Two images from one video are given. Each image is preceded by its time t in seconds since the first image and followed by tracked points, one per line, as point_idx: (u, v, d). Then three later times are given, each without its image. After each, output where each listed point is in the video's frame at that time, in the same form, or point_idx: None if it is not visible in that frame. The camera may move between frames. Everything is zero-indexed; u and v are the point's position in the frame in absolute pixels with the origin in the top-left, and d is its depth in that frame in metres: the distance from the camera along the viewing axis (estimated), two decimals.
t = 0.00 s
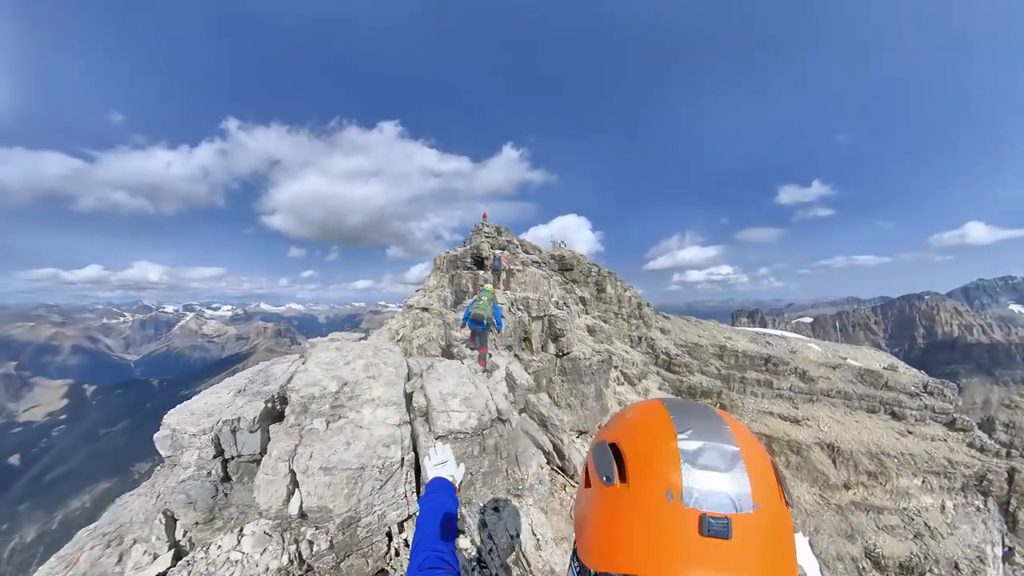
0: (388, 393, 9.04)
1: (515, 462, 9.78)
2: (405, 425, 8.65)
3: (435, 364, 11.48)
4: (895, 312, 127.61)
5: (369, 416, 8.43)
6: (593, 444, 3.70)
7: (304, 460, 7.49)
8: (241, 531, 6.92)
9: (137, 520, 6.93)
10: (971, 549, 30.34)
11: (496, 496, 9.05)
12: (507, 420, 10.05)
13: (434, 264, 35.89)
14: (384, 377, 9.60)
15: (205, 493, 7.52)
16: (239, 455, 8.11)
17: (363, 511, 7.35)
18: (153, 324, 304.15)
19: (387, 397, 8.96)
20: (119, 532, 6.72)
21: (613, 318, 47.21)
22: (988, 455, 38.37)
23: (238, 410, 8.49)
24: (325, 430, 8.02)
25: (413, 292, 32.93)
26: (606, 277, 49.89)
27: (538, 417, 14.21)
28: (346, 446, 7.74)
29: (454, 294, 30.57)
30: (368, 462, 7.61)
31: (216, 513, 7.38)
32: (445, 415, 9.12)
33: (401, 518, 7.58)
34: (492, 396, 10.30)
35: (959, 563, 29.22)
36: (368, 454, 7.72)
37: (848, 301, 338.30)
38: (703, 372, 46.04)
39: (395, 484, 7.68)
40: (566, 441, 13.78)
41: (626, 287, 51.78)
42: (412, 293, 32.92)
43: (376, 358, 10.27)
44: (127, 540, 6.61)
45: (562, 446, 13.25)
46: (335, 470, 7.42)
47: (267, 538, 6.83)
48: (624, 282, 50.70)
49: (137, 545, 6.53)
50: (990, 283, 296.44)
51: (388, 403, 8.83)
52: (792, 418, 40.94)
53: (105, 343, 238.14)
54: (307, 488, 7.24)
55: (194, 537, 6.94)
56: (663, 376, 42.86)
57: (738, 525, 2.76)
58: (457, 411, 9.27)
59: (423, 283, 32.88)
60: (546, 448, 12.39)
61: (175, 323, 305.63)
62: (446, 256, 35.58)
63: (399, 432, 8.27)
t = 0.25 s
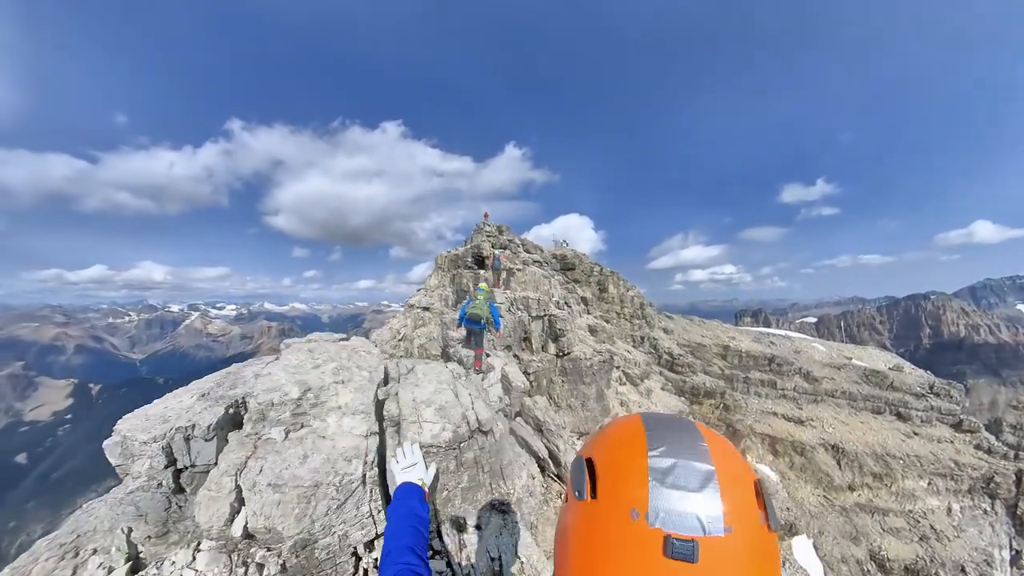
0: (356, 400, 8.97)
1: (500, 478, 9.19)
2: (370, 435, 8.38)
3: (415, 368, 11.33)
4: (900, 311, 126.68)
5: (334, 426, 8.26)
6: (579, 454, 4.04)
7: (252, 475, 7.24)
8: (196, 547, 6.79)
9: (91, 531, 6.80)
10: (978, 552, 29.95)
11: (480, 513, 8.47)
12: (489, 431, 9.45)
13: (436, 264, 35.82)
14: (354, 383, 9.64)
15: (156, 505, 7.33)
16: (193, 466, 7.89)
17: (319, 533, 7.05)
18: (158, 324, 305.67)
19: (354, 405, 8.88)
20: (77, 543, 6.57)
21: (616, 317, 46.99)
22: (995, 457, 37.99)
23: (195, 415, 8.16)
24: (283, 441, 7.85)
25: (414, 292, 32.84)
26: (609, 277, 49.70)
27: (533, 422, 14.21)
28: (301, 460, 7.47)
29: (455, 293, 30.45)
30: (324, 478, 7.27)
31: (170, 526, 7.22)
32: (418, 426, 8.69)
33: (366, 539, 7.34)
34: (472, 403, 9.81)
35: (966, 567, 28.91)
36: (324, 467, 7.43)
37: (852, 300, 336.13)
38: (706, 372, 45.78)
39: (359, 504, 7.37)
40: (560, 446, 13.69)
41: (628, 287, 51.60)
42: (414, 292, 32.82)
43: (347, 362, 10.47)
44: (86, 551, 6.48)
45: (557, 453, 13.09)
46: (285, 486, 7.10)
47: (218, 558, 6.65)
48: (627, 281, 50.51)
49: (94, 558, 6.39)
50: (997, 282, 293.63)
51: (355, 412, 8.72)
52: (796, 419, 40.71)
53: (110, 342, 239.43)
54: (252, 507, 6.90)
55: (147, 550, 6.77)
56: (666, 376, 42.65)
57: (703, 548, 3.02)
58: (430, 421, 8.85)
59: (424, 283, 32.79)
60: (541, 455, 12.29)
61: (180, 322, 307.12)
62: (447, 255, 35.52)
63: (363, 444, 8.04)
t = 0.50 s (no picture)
0: (329, 388, 7.97)
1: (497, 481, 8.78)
2: (341, 429, 7.44)
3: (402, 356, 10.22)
4: (907, 310, 125.65)
5: (302, 418, 7.41)
6: (585, 439, 3.92)
7: (189, 473, 6.30)
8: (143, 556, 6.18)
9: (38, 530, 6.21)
10: (988, 555, 29.48)
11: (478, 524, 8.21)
12: (483, 429, 8.86)
13: (438, 263, 35.77)
14: (330, 369, 8.53)
15: (98, 505, 6.70)
16: (141, 458, 7.16)
17: (274, 544, 6.36)
18: (164, 325, 308.47)
19: (326, 393, 7.89)
20: (28, 544, 5.97)
21: (619, 316, 46.75)
22: (1006, 458, 37.42)
23: (148, 402, 7.51)
24: (239, 433, 6.98)
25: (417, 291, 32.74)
26: (612, 275, 49.43)
27: (535, 421, 14.03)
28: (255, 456, 6.59)
29: (458, 292, 30.31)
30: (279, 479, 6.43)
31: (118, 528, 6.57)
32: (398, 417, 7.83)
33: (336, 551, 6.74)
34: (461, 395, 9.02)
35: (976, 570, 28.42)
36: (283, 464, 6.60)
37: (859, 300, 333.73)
38: (711, 371, 45.45)
39: (324, 512, 6.68)
40: (564, 445, 13.50)
41: (632, 286, 51.32)
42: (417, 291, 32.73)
43: (326, 346, 9.27)
44: (35, 553, 5.86)
45: (560, 453, 12.85)
46: (232, 485, 6.23)
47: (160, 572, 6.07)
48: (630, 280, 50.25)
49: (42, 560, 5.77)
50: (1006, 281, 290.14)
51: (327, 401, 7.77)
52: (802, 419, 40.36)
53: (117, 343, 241.70)
54: (189, 510, 5.99)
55: (91, 556, 6.13)
56: (671, 376, 42.40)
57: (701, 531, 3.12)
58: (412, 411, 7.99)
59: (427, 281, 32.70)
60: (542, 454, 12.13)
61: (186, 323, 309.65)
62: (450, 254, 35.44)
63: (332, 438, 7.22)
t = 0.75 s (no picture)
0: (282, 394, 6.88)
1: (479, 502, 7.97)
2: (296, 443, 6.49)
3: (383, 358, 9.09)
4: (914, 310, 124.50)
5: (249, 428, 6.46)
6: (550, 446, 4.76)
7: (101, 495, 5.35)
8: None
9: None
10: (996, 558, 29.02)
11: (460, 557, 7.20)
12: (465, 442, 8.07)
13: (440, 263, 35.76)
14: (289, 371, 7.44)
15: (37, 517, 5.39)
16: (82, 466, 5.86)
17: None
18: (171, 324, 310.87)
19: (279, 399, 6.83)
20: None
21: (622, 316, 46.58)
22: (1014, 460, 36.93)
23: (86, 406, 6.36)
24: (173, 445, 6.02)
25: (419, 290, 32.71)
26: (615, 275, 49.23)
27: (534, 425, 14.04)
28: (182, 474, 5.56)
29: (459, 292, 30.23)
30: (203, 504, 5.36)
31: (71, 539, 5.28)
32: (360, 429, 6.85)
33: None
34: (439, 403, 7.99)
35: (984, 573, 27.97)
36: (215, 484, 5.59)
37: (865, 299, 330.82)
38: (714, 371, 45.19)
39: (265, 543, 5.72)
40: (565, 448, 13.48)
41: (635, 285, 51.07)
42: (419, 291, 32.69)
43: (291, 346, 8.19)
44: None
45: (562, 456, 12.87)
46: (146, 510, 5.23)
47: None
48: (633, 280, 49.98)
49: None
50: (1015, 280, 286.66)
51: (280, 407, 6.75)
52: (806, 419, 40.11)
53: (124, 343, 243.77)
54: (93, 540, 5.05)
55: None
56: (674, 376, 42.23)
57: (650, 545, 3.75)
58: (377, 422, 6.98)
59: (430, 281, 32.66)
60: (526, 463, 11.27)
61: (192, 323, 311.80)
62: (452, 254, 35.43)
63: (281, 451, 6.24)
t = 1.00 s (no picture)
0: (241, 409, 6.59)
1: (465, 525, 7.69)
2: (253, 466, 6.24)
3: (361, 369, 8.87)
4: (921, 309, 123.30)
5: (203, 447, 6.24)
6: (534, 461, 4.21)
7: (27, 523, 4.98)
8: None
9: None
10: (1006, 563, 28.37)
11: (457, 560, 6.98)
12: (447, 465, 7.82)
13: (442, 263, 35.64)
14: (251, 383, 7.14)
15: None
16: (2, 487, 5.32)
17: None
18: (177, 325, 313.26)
19: (237, 416, 6.52)
20: None
21: (626, 316, 46.26)
22: None
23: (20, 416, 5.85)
24: (115, 466, 5.78)
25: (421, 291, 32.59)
26: (618, 274, 48.85)
27: (534, 432, 13.83)
28: (116, 503, 5.34)
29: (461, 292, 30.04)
30: (131, 539, 5.07)
31: None
32: (323, 452, 6.59)
33: None
34: (413, 421, 7.85)
35: None
36: (152, 513, 5.37)
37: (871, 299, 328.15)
38: (719, 372, 44.82)
39: None
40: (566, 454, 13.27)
41: (639, 285, 50.69)
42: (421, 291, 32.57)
43: (260, 355, 7.87)
44: None
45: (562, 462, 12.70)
46: (71, 544, 4.93)
47: None
48: (637, 279, 49.58)
49: None
50: None
51: (237, 425, 6.46)
52: (812, 420, 39.69)
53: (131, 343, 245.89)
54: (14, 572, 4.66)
55: None
56: (678, 376, 41.95)
57: None
58: (341, 445, 6.67)
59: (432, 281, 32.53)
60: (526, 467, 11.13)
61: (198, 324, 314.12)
62: (454, 254, 35.28)
63: (236, 474, 6.03)
